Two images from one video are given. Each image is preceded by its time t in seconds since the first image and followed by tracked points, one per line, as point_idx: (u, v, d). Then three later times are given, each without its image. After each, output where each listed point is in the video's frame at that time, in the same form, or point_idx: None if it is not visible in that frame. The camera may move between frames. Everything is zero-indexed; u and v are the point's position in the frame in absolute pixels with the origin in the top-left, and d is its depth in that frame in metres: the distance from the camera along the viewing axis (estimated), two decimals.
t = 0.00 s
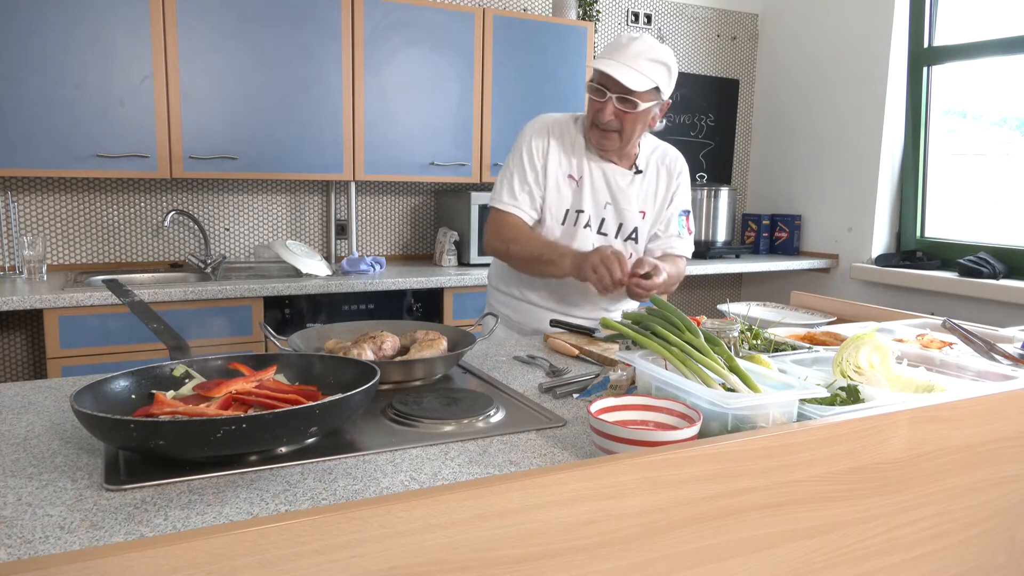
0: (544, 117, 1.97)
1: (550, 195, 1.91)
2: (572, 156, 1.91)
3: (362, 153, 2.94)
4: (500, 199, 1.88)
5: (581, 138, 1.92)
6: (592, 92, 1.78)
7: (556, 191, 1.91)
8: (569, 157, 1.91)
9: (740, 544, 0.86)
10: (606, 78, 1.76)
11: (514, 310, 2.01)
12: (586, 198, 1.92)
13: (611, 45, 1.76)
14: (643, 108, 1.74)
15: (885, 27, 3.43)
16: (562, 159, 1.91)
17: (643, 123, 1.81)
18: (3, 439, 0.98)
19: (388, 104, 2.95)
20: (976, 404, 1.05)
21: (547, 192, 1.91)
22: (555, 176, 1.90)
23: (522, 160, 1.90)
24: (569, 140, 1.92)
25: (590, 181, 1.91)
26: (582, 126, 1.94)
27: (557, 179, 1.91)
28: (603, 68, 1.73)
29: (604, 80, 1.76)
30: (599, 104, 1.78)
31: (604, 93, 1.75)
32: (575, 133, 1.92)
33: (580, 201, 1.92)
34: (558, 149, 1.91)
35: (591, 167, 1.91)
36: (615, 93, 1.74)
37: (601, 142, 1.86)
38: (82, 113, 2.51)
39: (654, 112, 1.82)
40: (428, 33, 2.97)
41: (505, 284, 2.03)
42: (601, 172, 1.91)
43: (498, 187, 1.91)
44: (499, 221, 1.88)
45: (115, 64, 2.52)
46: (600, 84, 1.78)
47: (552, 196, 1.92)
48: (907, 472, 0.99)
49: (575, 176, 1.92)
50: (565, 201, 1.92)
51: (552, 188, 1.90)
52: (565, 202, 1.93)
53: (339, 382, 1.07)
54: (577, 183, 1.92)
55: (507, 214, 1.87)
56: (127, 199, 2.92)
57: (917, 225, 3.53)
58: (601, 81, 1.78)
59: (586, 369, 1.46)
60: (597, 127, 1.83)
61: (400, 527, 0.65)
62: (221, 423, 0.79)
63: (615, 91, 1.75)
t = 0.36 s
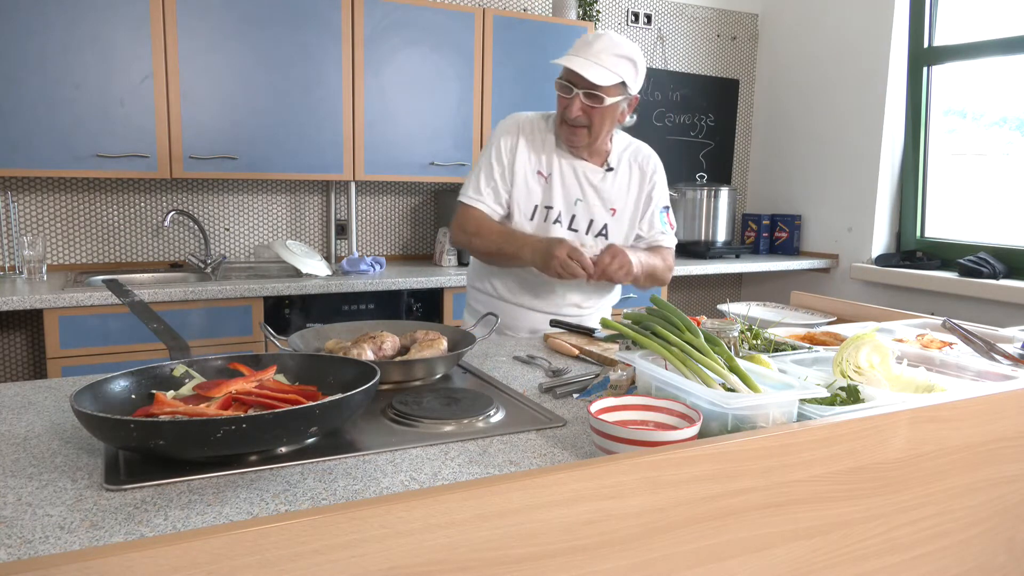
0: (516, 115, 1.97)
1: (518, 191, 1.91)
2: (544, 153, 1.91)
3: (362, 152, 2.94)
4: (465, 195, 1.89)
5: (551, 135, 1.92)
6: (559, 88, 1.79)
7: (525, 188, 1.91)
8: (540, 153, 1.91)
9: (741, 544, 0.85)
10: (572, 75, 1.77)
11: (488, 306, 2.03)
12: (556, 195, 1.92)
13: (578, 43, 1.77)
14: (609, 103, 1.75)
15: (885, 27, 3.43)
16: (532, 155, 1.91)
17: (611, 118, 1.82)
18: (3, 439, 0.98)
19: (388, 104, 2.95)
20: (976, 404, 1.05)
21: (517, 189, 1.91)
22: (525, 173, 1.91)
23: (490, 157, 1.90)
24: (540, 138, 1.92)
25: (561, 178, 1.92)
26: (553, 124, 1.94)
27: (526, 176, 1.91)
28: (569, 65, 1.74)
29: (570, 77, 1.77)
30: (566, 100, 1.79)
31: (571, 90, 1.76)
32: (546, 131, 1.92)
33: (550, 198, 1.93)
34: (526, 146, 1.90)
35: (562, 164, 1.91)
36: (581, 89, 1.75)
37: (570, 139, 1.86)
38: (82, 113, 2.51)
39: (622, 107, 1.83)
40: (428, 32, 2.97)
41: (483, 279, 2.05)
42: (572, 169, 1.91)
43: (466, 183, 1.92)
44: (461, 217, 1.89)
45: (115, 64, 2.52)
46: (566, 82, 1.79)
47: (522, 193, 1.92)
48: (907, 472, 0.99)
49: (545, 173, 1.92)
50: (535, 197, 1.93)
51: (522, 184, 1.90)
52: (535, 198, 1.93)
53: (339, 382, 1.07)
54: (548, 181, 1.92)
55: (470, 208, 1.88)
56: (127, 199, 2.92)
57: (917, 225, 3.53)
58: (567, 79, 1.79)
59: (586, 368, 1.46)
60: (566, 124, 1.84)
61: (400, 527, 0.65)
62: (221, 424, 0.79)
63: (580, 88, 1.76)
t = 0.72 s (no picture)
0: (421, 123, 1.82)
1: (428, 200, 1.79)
2: (455, 160, 1.79)
3: (362, 152, 2.94)
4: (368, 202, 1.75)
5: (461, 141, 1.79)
6: (463, 91, 1.62)
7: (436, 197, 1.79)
8: (451, 158, 1.79)
9: (741, 544, 0.85)
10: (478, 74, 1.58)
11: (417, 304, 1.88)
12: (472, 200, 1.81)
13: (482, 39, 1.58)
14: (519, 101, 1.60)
15: (885, 27, 3.44)
16: (441, 161, 1.79)
17: (521, 115, 1.66)
18: (4, 439, 0.98)
19: (388, 104, 2.95)
20: (976, 404, 1.05)
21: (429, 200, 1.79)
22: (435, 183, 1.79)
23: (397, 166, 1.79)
24: (449, 145, 1.79)
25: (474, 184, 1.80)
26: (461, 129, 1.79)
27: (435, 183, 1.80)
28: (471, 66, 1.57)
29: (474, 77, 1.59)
30: (474, 102, 1.62)
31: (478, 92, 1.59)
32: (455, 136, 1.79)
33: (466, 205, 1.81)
34: (435, 155, 1.78)
35: (474, 168, 1.80)
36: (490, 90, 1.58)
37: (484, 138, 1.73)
38: (82, 112, 2.51)
39: (534, 103, 1.66)
40: (428, 32, 2.97)
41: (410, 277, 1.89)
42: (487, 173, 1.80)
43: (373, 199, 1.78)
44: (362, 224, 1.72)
45: (115, 63, 2.52)
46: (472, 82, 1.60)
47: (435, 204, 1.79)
48: (907, 472, 0.99)
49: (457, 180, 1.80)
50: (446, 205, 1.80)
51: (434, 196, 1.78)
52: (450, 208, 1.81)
53: (340, 382, 1.07)
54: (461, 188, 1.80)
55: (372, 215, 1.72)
56: (126, 198, 2.92)
57: (917, 225, 3.53)
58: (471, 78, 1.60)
59: (586, 368, 1.46)
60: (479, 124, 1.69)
61: (401, 527, 0.65)
62: (221, 423, 0.79)
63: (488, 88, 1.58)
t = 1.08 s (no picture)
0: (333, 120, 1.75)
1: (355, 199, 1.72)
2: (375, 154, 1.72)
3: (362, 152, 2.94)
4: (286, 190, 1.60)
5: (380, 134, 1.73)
6: (378, 81, 1.61)
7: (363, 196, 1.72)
8: (372, 153, 1.72)
9: (741, 544, 0.86)
10: (392, 63, 1.58)
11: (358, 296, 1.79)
12: (399, 195, 1.75)
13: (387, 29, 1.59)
14: (438, 84, 1.61)
15: (885, 27, 3.44)
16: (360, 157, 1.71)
17: (439, 101, 1.66)
18: (3, 439, 0.98)
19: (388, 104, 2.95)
20: (976, 404, 1.04)
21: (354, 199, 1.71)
22: (358, 180, 1.71)
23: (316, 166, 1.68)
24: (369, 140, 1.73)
25: (399, 177, 1.74)
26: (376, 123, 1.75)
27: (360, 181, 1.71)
28: (383, 54, 1.57)
29: (387, 66, 1.59)
30: (390, 92, 1.61)
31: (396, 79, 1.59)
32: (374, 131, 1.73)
33: (393, 200, 1.75)
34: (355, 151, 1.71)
35: (396, 161, 1.73)
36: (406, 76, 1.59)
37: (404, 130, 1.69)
38: (81, 112, 2.51)
39: (447, 87, 1.68)
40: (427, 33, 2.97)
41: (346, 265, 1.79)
42: (411, 165, 1.74)
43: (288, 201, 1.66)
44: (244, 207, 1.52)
45: (115, 63, 2.52)
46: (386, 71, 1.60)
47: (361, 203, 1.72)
48: (907, 471, 0.99)
49: (379, 175, 1.73)
50: (374, 203, 1.72)
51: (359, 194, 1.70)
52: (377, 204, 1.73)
53: (339, 382, 1.07)
54: (385, 183, 1.73)
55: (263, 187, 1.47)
56: (126, 198, 2.91)
57: (917, 225, 3.53)
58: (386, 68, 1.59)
59: (586, 368, 1.46)
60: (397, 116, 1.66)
61: (401, 527, 0.65)
62: (221, 423, 0.79)
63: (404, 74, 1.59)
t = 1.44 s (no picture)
0: (334, 120, 1.75)
1: (343, 198, 1.71)
2: (366, 153, 1.71)
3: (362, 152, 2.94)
4: (295, 214, 1.69)
5: (375, 134, 1.72)
6: (374, 79, 1.58)
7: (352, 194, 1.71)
8: (362, 152, 1.72)
9: (741, 544, 0.86)
10: (388, 62, 1.55)
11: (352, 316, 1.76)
12: (388, 194, 1.73)
13: (383, 27, 1.55)
14: (433, 85, 1.58)
15: (885, 27, 3.44)
16: (352, 156, 1.71)
17: (434, 101, 1.63)
18: (3, 439, 0.98)
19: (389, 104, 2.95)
20: (976, 405, 1.04)
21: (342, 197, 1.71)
22: (348, 179, 1.71)
23: (310, 166, 1.70)
24: (361, 139, 1.72)
25: (388, 176, 1.72)
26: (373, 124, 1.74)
27: (349, 180, 1.71)
28: (379, 52, 1.53)
29: (383, 65, 1.55)
30: (385, 91, 1.58)
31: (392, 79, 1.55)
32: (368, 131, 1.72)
33: (382, 198, 1.73)
34: (348, 150, 1.70)
35: (386, 160, 1.72)
36: (401, 76, 1.55)
37: (397, 129, 1.65)
38: (81, 113, 2.51)
39: (443, 88, 1.65)
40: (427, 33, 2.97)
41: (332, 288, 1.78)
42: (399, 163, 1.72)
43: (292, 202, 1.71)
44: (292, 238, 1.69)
45: (115, 63, 2.52)
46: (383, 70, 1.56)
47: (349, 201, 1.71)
48: (908, 471, 0.99)
49: (370, 174, 1.72)
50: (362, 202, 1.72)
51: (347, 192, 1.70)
52: (365, 203, 1.73)
53: (340, 383, 1.07)
54: (375, 182, 1.72)
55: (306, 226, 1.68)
56: (126, 199, 2.92)
57: (917, 225, 3.53)
58: (382, 67, 1.56)
59: (586, 368, 1.46)
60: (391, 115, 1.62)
61: (401, 527, 0.65)
62: (221, 424, 0.79)
63: (399, 74, 1.55)
